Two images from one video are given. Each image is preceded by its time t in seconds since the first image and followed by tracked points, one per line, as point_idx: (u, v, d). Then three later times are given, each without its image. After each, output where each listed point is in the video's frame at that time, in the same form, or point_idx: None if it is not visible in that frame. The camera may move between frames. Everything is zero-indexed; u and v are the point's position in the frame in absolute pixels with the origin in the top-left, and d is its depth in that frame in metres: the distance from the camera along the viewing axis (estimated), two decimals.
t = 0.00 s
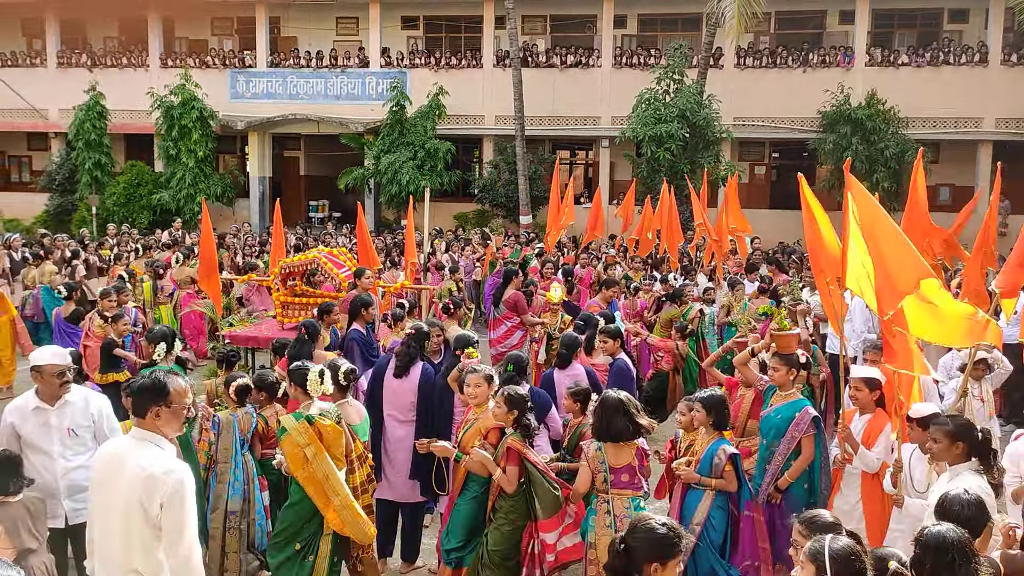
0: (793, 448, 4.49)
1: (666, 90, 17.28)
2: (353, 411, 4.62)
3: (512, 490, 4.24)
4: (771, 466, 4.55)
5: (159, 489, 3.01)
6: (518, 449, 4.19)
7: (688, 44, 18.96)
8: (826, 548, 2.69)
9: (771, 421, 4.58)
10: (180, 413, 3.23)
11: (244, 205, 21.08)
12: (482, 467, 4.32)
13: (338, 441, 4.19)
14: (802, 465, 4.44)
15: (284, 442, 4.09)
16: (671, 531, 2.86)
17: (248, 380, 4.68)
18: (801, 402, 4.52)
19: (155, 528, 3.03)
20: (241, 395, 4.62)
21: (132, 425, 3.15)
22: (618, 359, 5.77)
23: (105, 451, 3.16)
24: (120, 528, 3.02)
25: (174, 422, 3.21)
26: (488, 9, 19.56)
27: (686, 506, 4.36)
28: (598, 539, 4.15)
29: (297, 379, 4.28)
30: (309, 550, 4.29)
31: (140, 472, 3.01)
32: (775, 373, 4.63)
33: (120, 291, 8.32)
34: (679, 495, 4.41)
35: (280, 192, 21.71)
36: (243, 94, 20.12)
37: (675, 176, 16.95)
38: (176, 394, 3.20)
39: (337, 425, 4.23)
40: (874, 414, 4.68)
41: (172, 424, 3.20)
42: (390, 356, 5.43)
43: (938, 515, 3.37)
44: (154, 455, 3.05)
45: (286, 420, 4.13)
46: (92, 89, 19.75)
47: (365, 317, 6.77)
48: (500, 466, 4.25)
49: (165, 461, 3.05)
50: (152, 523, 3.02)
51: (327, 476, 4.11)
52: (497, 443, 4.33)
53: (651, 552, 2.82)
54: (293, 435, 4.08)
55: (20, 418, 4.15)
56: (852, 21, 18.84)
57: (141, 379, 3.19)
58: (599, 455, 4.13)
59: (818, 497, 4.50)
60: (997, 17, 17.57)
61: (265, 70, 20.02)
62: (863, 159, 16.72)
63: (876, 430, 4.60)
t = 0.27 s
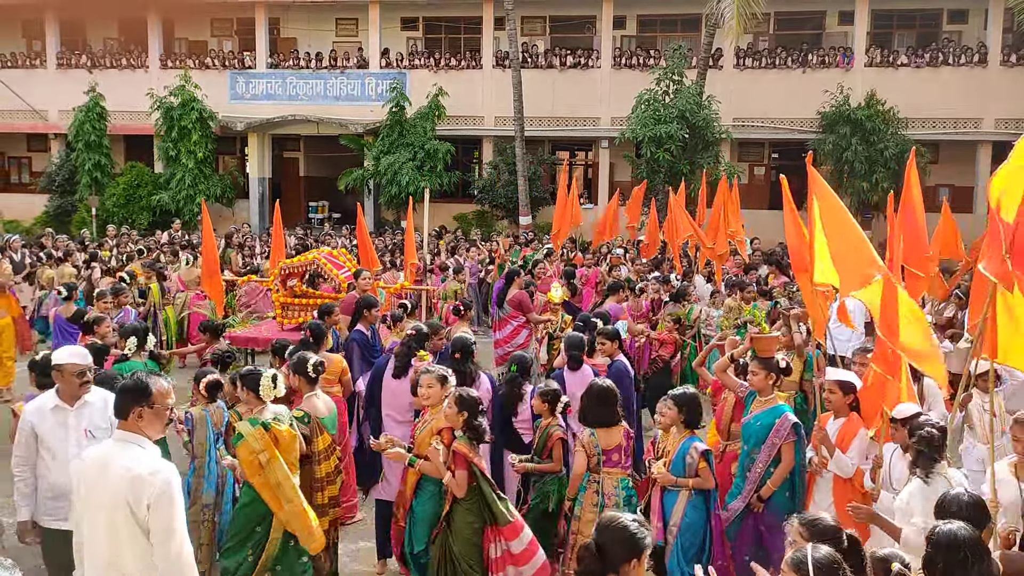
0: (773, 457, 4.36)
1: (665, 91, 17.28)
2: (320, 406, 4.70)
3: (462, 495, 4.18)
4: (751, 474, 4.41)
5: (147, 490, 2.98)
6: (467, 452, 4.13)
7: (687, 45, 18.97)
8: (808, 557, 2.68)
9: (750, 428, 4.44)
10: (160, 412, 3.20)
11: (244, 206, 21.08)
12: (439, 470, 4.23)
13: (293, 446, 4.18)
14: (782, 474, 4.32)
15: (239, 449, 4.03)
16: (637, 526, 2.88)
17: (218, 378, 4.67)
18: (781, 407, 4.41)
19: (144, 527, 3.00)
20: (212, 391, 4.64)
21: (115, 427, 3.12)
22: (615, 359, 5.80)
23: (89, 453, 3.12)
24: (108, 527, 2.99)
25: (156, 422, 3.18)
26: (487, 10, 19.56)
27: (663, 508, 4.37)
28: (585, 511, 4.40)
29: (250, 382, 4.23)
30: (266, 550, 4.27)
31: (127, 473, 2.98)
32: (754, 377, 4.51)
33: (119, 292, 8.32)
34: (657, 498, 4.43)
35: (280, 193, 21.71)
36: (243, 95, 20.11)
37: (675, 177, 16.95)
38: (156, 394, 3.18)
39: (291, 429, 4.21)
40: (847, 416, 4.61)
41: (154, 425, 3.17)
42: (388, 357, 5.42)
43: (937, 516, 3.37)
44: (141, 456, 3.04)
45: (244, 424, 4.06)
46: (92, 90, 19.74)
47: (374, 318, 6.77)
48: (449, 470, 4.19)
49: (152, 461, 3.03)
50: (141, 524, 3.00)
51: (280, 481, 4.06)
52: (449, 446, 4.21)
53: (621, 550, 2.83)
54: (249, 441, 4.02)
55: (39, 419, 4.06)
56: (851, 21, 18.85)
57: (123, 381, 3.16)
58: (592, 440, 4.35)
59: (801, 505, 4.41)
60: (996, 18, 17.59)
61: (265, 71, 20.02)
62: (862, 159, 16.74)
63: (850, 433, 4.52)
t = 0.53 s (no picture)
0: (739, 460, 4.27)
1: (665, 91, 17.28)
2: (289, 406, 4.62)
3: (408, 497, 4.02)
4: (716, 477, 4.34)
5: (127, 492, 2.90)
6: (414, 454, 3.97)
7: (688, 45, 18.98)
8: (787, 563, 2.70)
9: (717, 431, 4.37)
10: (144, 417, 3.18)
11: (244, 207, 21.09)
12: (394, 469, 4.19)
13: (250, 438, 4.23)
14: (747, 481, 4.21)
15: (193, 440, 4.11)
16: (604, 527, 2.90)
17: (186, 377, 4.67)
18: (748, 411, 4.30)
19: (122, 533, 2.91)
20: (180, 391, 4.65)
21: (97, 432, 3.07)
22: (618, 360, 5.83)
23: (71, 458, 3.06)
24: (82, 533, 2.89)
25: (139, 426, 3.16)
26: (488, 11, 19.56)
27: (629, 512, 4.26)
28: (587, 492, 4.58)
29: (207, 374, 4.33)
30: (222, 543, 4.34)
31: (107, 475, 2.91)
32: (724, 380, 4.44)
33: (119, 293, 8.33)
34: (624, 498, 4.31)
35: (281, 194, 21.72)
36: (243, 96, 20.13)
37: (675, 178, 16.95)
38: (140, 397, 3.17)
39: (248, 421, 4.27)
40: (823, 419, 4.56)
41: (137, 428, 3.14)
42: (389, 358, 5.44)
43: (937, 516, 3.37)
44: (121, 458, 2.98)
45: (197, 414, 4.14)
46: (93, 91, 19.76)
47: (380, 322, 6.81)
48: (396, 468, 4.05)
49: (133, 462, 2.97)
50: (121, 528, 2.90)
51: (232, 474, 4.14)
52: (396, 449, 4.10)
53: (591, 551, 2.86)
54: (202, 432, 4.10)
55: (58, 418, 4.01)
56: (852, 22, 18.86)
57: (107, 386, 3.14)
58: (593, 423, 4.54)
59: (769, 510, 4.31)
60: (996, 18, 17.59)
61: (266, 72, 20.03)
62: (863, 160, 16.75)
63: (826, 437, 4.49)
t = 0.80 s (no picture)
0: (710, 461, 4.35)
1: (665, 93, 17.28)
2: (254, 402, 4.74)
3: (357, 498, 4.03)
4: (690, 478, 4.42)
5: (113, 496, 2.88)
6: (365, 453, 3.98)
7: (687, 47, 18.99)
8: (771, 563, 2.72)
9: (688, 434, 4.46)
10: (138, 418, 3.10)
11: (245, 208, 21.10)
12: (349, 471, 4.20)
13: (215, 438, 4.27)
14: (717, 481, 4.30)
15: (159, 441, 4.11)
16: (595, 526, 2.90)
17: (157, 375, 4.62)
18: (718, 411, 4.40)
19: (112, 532, 2.92)
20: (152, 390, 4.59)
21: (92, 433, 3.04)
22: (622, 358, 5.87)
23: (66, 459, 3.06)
24: (77, 532, 2.92)
25: (133, 428, 3.10)
26: (487, 13, 19.56)
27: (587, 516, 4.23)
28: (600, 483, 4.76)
29: (172, 378, 4.31)
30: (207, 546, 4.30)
31: (93, 477, 2.89)
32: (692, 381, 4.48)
33: (119, 294, 8.34)
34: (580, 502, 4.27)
35: (280, 195, 21.72)
36: (243, 97, 20.14)
37: (675, 179, 16.96)
38: (133, 399, 3.09)
39: (212, 422, 4.29)
40: (797, 432, 4.47)
41: (131, 430, 3.08)
42: (390, 358, 5.42)
43: (940, 516, 3.39)
44: (109, 461, 2.95)
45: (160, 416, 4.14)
46: (93, 93, 19.77)
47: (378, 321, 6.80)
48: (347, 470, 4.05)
49: (121, 463, 2.94)
50: (111, 527, 2.91)
51: (200, 473, 4.11)
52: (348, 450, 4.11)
53: (580, 549, 2.86)
54: (168, 435, 4.10)
55: (60, 421, 4.00)
56: (851, 23, 18.86)
57: (99, 386, 3.09)
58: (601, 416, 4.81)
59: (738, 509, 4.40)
60: (996, 19, 17.59)
61: (266, 73, 20.03)
62: (863, 161, 16.76)
63: (799, 449, 4.39)
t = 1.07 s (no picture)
0: (686, 471, 4.21)
1: (666, 94, 17.27)
2: (226, 402, 4.93)
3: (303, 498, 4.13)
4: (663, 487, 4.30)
5: (127, 503, 2.87)
6: (312, 455, 4.08)
7: (688, 47, 18.99)
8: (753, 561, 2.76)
9: (662, 443, 4.31)
10: (148, 423, 3.06)
11: (245, 209, 21.11)
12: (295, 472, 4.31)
13: (181, 429, 4.58)
14: (694, 489, 4.18)
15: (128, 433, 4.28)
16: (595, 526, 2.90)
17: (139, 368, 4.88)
18: (693, 420, 4.27)
19: (127, 533, 2.92)
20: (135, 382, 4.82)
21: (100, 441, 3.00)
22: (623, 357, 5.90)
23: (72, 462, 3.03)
24: (98, 534, 2.91)
25: (142, 436, 3.04)
26: (488, 14, 19.56)
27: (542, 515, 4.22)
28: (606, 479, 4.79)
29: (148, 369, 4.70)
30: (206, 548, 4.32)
31: (106, 484, 2.88)
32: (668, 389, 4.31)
33: (119, 295, 8.35)
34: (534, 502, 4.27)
35: (280, 196, 21.73)
36: (244, 98, 20.14)
37: (676, 180, 16.97)
38: (140, 406, 3.03)
39: (179, 414, 4.63)
40: (767, 434, 4.16)
41: (140, 437, 3.03)
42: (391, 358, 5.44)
43: (944, 517, 3.40)
44: (120, 468, 2.92)
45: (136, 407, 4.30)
46: (93, 94, 19.78)
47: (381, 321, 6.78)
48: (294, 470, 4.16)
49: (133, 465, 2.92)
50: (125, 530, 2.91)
51: (172, 462, 4.23)
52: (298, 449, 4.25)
53: (578, 549, 2.86)
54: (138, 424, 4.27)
55: (54, 425, 3.99)
56: (852, 23, 18.87)
57: (106, 393, 3.04)
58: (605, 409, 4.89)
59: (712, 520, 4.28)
60: (996, 19, 17.59)
61: (266, 75, 20.04)
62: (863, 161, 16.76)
63: (768, 454, 4.09)
